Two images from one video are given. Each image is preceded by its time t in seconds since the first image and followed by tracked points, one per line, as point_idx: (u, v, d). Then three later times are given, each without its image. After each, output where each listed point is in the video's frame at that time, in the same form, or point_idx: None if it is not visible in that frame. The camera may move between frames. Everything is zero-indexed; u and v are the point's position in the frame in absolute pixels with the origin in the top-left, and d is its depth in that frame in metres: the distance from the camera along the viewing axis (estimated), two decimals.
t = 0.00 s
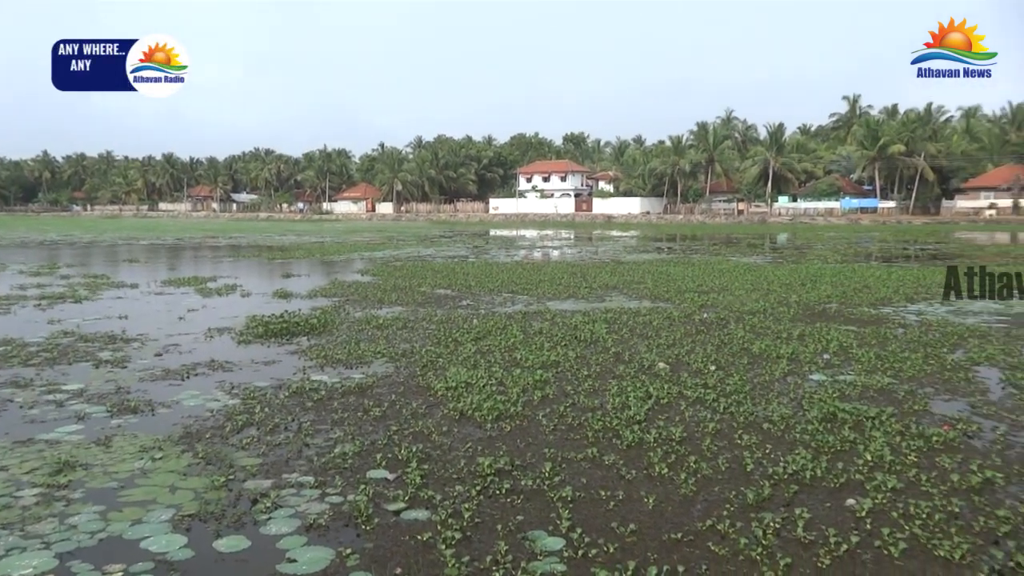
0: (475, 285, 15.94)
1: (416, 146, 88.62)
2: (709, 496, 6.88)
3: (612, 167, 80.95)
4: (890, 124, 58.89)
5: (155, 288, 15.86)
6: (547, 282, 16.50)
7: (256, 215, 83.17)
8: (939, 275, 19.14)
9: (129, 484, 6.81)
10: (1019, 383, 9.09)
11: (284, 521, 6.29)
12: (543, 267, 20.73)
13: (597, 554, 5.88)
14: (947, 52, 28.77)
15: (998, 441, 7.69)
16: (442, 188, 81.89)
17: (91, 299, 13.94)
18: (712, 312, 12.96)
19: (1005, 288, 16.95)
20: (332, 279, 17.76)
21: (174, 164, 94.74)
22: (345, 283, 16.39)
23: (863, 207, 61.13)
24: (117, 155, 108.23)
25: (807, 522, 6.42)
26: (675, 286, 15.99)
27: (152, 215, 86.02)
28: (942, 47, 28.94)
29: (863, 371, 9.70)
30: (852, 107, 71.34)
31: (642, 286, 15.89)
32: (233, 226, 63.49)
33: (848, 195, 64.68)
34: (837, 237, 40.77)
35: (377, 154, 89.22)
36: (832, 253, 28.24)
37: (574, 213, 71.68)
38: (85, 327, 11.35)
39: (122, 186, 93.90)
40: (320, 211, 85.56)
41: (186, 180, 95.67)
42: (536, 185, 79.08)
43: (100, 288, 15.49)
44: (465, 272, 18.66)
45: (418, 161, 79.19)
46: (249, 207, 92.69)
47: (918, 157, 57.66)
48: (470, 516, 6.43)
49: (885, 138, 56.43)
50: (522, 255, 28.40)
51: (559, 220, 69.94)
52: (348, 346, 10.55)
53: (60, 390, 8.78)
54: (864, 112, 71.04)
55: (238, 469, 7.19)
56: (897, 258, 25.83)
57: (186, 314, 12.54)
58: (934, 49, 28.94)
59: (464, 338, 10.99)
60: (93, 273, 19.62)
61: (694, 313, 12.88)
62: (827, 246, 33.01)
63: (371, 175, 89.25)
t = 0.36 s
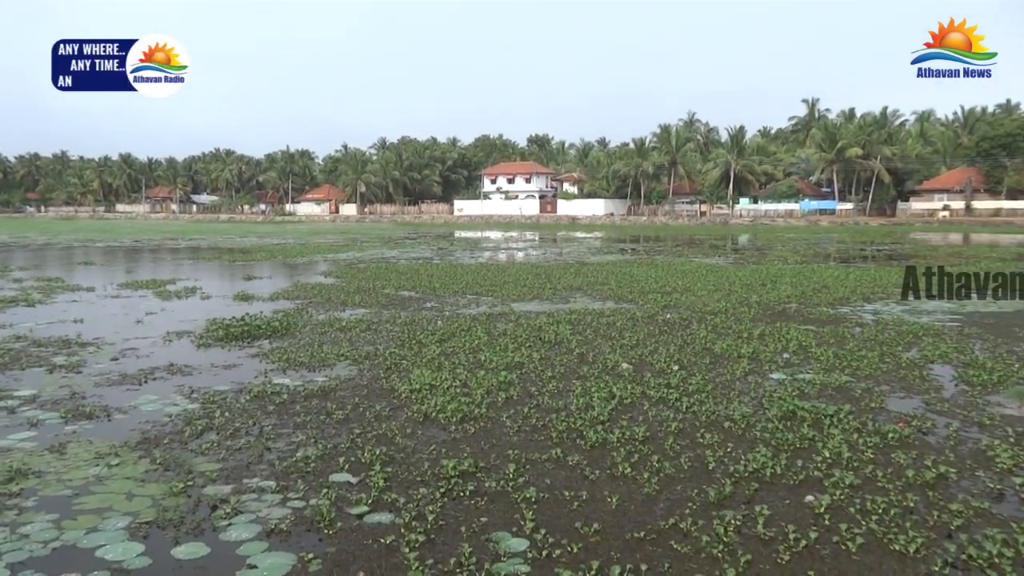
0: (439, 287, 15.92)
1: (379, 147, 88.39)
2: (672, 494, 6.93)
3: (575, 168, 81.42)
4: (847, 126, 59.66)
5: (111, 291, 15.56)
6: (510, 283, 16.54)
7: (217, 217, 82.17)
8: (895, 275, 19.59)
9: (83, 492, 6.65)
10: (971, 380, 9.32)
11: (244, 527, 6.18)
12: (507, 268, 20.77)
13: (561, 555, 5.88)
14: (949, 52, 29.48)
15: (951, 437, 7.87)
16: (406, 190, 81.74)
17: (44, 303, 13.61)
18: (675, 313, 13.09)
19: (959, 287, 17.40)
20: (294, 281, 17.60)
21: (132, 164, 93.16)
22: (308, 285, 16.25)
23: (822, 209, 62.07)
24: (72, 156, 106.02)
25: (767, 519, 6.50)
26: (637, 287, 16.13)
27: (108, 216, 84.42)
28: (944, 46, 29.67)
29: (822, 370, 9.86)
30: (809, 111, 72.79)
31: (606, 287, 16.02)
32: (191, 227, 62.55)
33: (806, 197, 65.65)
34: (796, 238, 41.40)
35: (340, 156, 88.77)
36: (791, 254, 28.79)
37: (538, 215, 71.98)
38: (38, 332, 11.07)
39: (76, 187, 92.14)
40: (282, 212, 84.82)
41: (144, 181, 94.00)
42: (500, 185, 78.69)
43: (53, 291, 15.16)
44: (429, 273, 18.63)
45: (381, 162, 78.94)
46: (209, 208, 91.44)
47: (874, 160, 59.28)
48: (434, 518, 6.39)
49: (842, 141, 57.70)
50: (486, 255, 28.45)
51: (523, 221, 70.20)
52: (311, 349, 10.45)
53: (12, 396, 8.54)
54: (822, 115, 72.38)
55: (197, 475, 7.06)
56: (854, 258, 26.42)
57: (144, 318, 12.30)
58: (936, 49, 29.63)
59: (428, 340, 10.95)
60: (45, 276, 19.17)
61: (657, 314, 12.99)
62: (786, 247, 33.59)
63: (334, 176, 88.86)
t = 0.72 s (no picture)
0: (400, 288, 15.85)
1: (339, 147, 87.86)
2: (632, 493, 6.97)
3: (537, 169, 81.86)
4: (803, 130, 61.48)
5: (61, 293, 15.21)
6: (472, 284, 16.54)
7: (173, 217, 80.85)
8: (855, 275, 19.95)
9: (32, 500, 6.46)
10: (921, 378, 9.55)
11: (200, 533, 6.06)
12: (470, 268, 20.84)
13: (521, 555, 5.87)
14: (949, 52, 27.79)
15: (902, 433, 8.05)
16: (367, 191, 81.38)
17: None
18: (635, 313, 13.20)
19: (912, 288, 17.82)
20: (253, 282, 17.39)
21: (85, 164, 91.17)
22: (267, 286, 16.08)
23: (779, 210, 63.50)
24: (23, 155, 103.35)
25: (725, 516, 6.56)
26: (599, 287, 16.23)
27: (59, 217, 82.48)
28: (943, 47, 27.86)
29: (779, 369, 10.02)
30: (766, 114, 74.13)
31: (567, 288, 16.11)
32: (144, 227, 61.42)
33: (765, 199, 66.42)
34: (754, 239, 42.19)
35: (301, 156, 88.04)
36: (749, 254, 29.25)
37: (500, 217, 72.24)
38: None
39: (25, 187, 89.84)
40: (241, 212, 83.82)
41: (97, 181, 92.07)
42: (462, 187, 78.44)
43: None
44: (390, 275, 18.54)
45: (342, 163, 78.48)
46: (165, 209, 89.92)
47: (829, 163, 60.64)
48: (394, 521, 6.34)
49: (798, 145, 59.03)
50: (448, 257, 28.42)
51: (485, 222, 70.37)
52: (269, 352, 10.31)
53: None
54: (778, 118, 73.77)
55: (151, 481, 6.91)
56: (810, 259, 26.93)
57: (96, 321, 12.03)
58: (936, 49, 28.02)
59: (388, 342, 10.89)
60: None
61: (618, 315, 13.08)
62: (745, 248, 34.14)
63: (294, 176, 88.15)
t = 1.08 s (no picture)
0: (358, 290, 15.72)
1: (294, 147, 86.95)
2: (589, 494, 7.00)
3: (495, 171, 82.04)
4: (757, 134, 62.94)
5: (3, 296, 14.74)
6: (429, 286, 16.48)
7: (123, 219, 79.02)
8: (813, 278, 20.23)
9: None
10: (871, 377, 9.78)
11: (150, 541, 5.92)
12: (427, 270, 20.78)
13: (479, 558, 5.85)
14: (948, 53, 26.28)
15: (852, 431, 8.23)
16: (324, 192, 80.63)
17: None
18: (593, 315, 13.28)
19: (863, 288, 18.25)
20: (206, 284, 17.09)
21: (31, 164, 88.59)
22: (221, 288, 15.83)
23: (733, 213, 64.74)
24: None
25: (681, 515, 6.63)
26: (557, 289, 16.28)
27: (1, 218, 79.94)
28: (943, 48, 26.39)
29: (733, 369, 10.17)
30: (721, 117, 75.33)
31: (526, 289, 16.14)
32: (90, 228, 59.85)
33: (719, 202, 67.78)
34: (710, 242, 42.64)
35: (256, 157, 86.90)
36: (706, 256, 29.58)
37: (458, 219, 72.19)
38: None
39: None
40: (194, 214, 82.38)
41: (43, 181, 89.55)
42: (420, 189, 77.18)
43: None
44: (347, 276, 18.37)
45: (298, 163, 77.69)
46: (114, 210, 87.86)
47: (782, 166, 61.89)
48: (350, 525, 6.27)
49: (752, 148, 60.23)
50: (407, 258, 28.27)
51: (443, 224, 70.21)
52: (222, 355, 10.14)
53: None
54: (733, 122, 75.13)
55: (99, 489, 6.73)
56: (764, 261, 27.33)
57: (41, 325, 11.69)
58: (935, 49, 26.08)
59: (345, 345, 10.79)
60: None
61: (576, 316, 13.15)
62: (701, 249, 34.57)
63: (249, 177, 87.00)
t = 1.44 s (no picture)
0: (315, 293, 15.58)
1: (250, 147, 85.88)
2: (547, 495, 7.03)
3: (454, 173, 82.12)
4: (712, 138, 63.92)
5: None
6: (386, 288, 16.40)
7: (71, 219, 76.95)
8: (772, 279, 20.55)
9: None
10: (821, 376, 10.02)
11: (99, 550, 5.78)
12: (385, 273, 20.72)
13: (437, 561, 5.84)
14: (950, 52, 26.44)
15: (804, 429, 8.40)
16: (280, 194, 79.80)
17: None
18: (551, 316, 13.36)
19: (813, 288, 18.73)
20: (157, 287, 16.75)
21: None
22: (173, 291, 15.55)
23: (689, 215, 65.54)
24: None
25: (638, 514, 6.69)
26: (515, 291, 16.35)
27: None
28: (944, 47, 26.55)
29: (689, 369, 10.31)
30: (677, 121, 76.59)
31: (484, 291, 16.18)
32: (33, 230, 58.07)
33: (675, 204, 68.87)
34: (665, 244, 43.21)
35: (209, 157, 85.57)
36: (662, 258, 29.99)
37: (417, 221, 71.89)
38: None
39: None
40: (146, 216, 80.71)
41: None
42: (378, 190, 77.01)
43: None
44: (304, 279, 18.20)
45: (254, 164, 76.77)
46: (61, 210, 85.53)
47: (736, 169, 63.04)
48: (306, 531, 6.20)
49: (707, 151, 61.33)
50: (363, 260, 28.14)
51: (401, 226, 69.95)
52: (175, 359, 9.95)
53: None
54: (688, 125, 76.42)
55: (44, 498, 6.54)
56: (718, 262, 27.85)
57: None
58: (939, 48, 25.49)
59: (301, 348, 10.68)
60: None
61: (534, 318, 13.21)
62: (658, 251, 35.07)
63: (203, 177, 85.62)
